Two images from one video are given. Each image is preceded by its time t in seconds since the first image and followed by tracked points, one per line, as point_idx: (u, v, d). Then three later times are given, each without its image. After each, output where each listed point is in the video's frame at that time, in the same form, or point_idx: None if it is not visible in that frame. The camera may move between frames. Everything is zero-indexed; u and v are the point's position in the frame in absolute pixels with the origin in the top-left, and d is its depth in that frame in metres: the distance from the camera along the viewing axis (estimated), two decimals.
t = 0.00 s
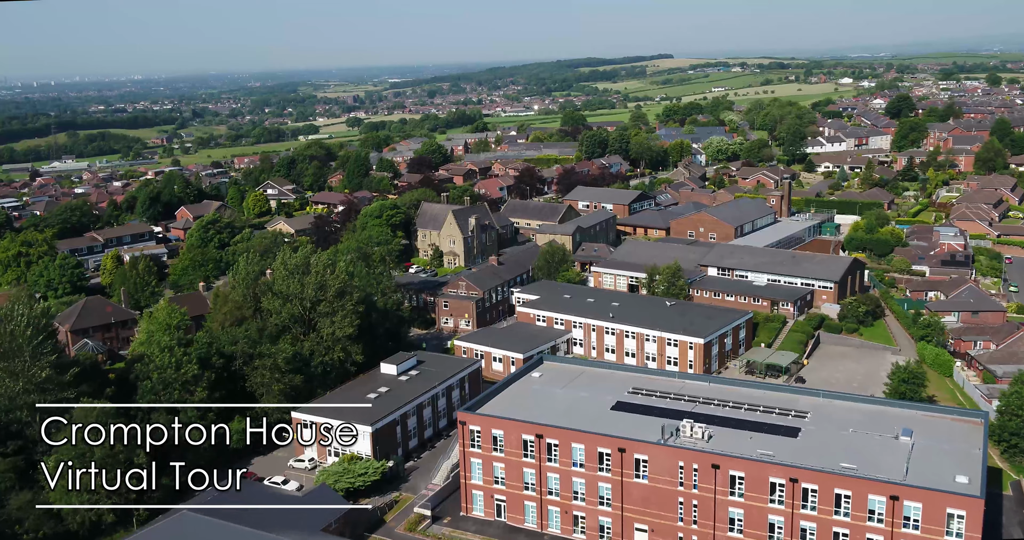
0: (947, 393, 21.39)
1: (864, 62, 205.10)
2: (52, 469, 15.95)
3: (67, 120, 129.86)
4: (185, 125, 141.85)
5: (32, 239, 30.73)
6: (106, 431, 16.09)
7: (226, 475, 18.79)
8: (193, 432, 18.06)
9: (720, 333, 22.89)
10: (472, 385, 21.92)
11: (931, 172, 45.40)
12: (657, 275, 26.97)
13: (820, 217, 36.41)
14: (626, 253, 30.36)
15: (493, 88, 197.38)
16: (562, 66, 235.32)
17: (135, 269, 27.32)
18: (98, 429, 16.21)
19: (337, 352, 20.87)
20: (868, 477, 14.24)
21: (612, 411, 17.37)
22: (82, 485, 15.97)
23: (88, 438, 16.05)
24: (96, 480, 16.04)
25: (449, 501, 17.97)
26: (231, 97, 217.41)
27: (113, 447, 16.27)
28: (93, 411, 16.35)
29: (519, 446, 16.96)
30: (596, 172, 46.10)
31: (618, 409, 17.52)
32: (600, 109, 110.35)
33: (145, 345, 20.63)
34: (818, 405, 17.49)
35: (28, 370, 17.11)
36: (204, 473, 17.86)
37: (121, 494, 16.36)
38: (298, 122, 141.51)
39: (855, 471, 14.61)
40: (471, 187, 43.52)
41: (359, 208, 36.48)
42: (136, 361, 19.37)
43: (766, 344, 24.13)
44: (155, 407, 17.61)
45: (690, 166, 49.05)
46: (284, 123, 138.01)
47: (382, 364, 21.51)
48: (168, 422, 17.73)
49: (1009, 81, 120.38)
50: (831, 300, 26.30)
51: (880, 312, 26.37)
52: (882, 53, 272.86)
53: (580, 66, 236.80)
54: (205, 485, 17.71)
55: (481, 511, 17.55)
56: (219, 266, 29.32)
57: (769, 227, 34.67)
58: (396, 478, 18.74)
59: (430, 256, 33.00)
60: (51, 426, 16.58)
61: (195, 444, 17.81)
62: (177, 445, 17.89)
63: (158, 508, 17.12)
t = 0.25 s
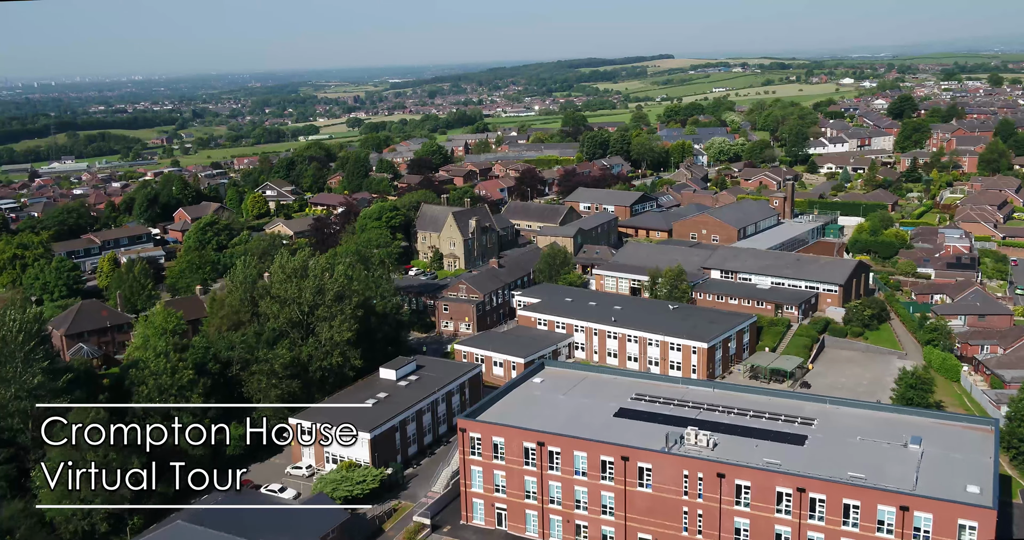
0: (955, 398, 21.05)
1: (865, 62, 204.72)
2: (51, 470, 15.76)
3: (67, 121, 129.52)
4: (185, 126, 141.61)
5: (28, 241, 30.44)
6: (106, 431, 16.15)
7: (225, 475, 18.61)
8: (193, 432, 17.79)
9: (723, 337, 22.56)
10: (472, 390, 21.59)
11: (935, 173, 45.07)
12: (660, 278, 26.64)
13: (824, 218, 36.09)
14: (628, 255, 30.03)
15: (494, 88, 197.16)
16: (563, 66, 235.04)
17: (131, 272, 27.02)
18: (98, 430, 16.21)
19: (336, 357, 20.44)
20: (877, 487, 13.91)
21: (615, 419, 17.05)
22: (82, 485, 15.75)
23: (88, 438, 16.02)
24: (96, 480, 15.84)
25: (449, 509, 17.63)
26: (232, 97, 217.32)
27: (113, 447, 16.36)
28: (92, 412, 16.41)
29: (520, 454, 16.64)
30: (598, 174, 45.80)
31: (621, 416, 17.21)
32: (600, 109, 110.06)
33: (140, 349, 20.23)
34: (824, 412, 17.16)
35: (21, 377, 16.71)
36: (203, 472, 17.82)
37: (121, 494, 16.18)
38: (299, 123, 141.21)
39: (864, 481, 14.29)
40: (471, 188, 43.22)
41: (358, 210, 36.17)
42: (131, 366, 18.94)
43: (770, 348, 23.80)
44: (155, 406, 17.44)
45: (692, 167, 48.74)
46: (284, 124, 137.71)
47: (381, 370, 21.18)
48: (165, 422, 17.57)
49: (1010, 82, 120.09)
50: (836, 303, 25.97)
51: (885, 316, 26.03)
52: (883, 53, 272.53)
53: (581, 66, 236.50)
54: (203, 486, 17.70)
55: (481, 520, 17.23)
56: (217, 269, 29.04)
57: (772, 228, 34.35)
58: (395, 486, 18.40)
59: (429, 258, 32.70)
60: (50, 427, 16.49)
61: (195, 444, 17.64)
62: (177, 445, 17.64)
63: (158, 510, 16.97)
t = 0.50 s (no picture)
0: (963, 404, 20.71)
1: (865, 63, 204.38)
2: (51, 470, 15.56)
3: (66, 121, 129.23)
4: (185, 126, 141.35)
5: (24, 244, 30.16)
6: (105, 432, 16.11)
7: (223, 477, 18.44)
8: (193, 432, 17.86)
9: (727, 342, 22.24)
10: (473, 396, 21.27)
11: (939, 174, 44.74)
12: (662, 281, 26.30)
13: (827, 220, 35.74)
14: (630, 258, 29.71)
15: (494, 89, 196.89)
16: (563, 66, 234.72)
17: (127, 276, 26.74)
18: (98, 430, 16.12)
19: (334, 362, 20.08)
20: (886, 497, 13.59)
21: (618, 426, 16.74)
22: (82, 485, 15.63)
23: (88, 437, 15.94)
24: (96, 480, 15.76)
25: (449, 518, 17.34)
26: (232, 98, 217.38)
27: (111, 449, 16.29)
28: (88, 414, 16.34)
29: (521, 462, 16.32)
30: (599, 175, 45.49)
31: (624, 423, 16.89)
32: (601, 110, 109.78)
33: (133, 355, 19.95)
34: (831, 419, 16.84)
35: (11, 383, 16.27)
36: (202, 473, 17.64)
37: (121, 495, 16.15)
38: (299, 124, 140.97)
39: (872, 491, 13.98)
40: (471, 190, 42.93)
41: (357, 211, 35.88)
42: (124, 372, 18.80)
43: (774, 352, 23.49)
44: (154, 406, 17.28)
45: (693, 168, 48.43)
46: (284, 124, 137.38)
47: (379, 375, 20.86)
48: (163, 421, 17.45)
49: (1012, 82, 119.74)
50: (841, 306, 25.62)
51: (890, 319, 25.68)
52: (884, 54, 272.21)
53: (581, 67, 236.23)
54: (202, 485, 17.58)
55: (482, 529, 16.91)
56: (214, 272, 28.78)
57: (775, 230, 34.01)
58: (394, 493, 18.09)
59: (429, 260, 32.39)
60: (48, 429, 16.26)
61: (195, 444, 17.73)
62: (176, 445, 17.65)
63: (156, 512, 16.88)
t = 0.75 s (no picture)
0: (971, 410, 20.38)
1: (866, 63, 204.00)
2: (50, 470, 15.29)
3: (66, 122, 129.06)
4: (185, 126, 141.12)
5: (19, 246, 29.87)
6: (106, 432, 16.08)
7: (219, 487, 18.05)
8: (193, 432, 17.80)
9: (731, 346, 21.92)
10: (473, 401, 20.95)
11: (943, 176, 44.40)
12: (665, 284, 25.98)
13: (831, 221, 35.42)
14: (632, 260, 29.38)
15: (494, 89, 196.57)
16: (564, 66, 234.40)
17: (124, 279, 26.43)
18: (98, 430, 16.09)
19: (332, 368, 19.76)
20: (897, 508, 13.27)
21: (621, 433, 16.41)
22: (81, 486, 15.41)
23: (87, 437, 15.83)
24: (96, 480, 15.58)
25: (448, 526, 17.02)
26: (232, 98, 217.18)
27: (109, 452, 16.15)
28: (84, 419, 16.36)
29: (522, 470, 16.00)
30: (600, 176, 45.18)
31: (627, 431, 16.56)
32: (602, 110, 109.49)
33: (128, 360, 19.63)
34: (839, 427, 16.51)
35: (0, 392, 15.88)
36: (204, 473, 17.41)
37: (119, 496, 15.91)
38: (299, 124, 140.78)
39: (882, 502, 13.65)
40: (472, 191, 42.63)
41: (357, 213, 35.58)
42: (118, 377, 18.44)
43: (778, 356, 23.17)
44: (152, 406, 17.15)
45: (695, 169, 48.11)
46: (284, 124, 137.11)
47: (378, 380, 20.54)
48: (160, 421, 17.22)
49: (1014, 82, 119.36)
50: (846, 310, 25.29)
51: (896, 323, 25.34)
52: (885, 54, 271.87)
53: (582, 66, 235.90)
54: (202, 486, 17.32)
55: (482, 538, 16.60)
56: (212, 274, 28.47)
57: (779, 232, 33.69)
58: (393, 502, 17.77)
59: (429, 263, 32.09)
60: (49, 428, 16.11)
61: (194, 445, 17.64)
62: (173, 450, 17.45)
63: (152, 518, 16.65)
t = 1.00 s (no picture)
0: (979, 415, 20.06)
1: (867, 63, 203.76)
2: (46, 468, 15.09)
3: (66, 122, 128.78)
4: (185, 126, 140.95)
5: (15, 248, 29.59)
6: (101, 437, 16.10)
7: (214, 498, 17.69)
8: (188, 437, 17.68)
9: (735, 350, 21.60)
10: (473, 407, 20.63)
11: (946, 177, 44.08)
12: (667, 286, 25.66)
13: (834, 223, 35.09)
14: (633, 263, 29.05)
15: (495, 89, 196.33)
16: (564, 67, 234.12)
17: (120, 282, 26.14)
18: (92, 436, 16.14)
19: (330, 373, 19.41)
20: (907, 520, 12.93)
21: (624, 441, 16.08)
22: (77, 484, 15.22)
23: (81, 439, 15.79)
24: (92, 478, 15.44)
25: (447, 535, 16.68)
26: (233, 98, 216.95)
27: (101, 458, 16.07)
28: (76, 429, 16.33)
29: (523, 478, 15.66)
30: (601, 177, 44.87)
31: (631, 438, 16.23)
32: (603, 111, 109.27)
33: (122, 365, 19.30)
34: (847, 435, 16.17)
35: None
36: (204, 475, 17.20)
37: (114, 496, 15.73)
38: (299, 125, 140.53)
39: (891, 512, 13.32)
40: (472, 192, 42.34)
41: (356, 214, 35.27)
42: (112, 384, 18.10)
43: (783, 361, 22.84)
44: (147, 412, 17.08)
45: (697, 170, 47.80)
46: (284, 125, 136.92)
47: (377, 385, 20.22)
48: (156, 425, 17.13)
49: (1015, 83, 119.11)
50: (851, 313, 24.95)
51: (902, 326, 25.00)
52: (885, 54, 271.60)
53: (582, 67, 235.68)
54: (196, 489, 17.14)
55: None
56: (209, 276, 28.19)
57: (782, 234, 33.36)
58: (392, 510, 17.43)
59: (429, 265, 31.79)
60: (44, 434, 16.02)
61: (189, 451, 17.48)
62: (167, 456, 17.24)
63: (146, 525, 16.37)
